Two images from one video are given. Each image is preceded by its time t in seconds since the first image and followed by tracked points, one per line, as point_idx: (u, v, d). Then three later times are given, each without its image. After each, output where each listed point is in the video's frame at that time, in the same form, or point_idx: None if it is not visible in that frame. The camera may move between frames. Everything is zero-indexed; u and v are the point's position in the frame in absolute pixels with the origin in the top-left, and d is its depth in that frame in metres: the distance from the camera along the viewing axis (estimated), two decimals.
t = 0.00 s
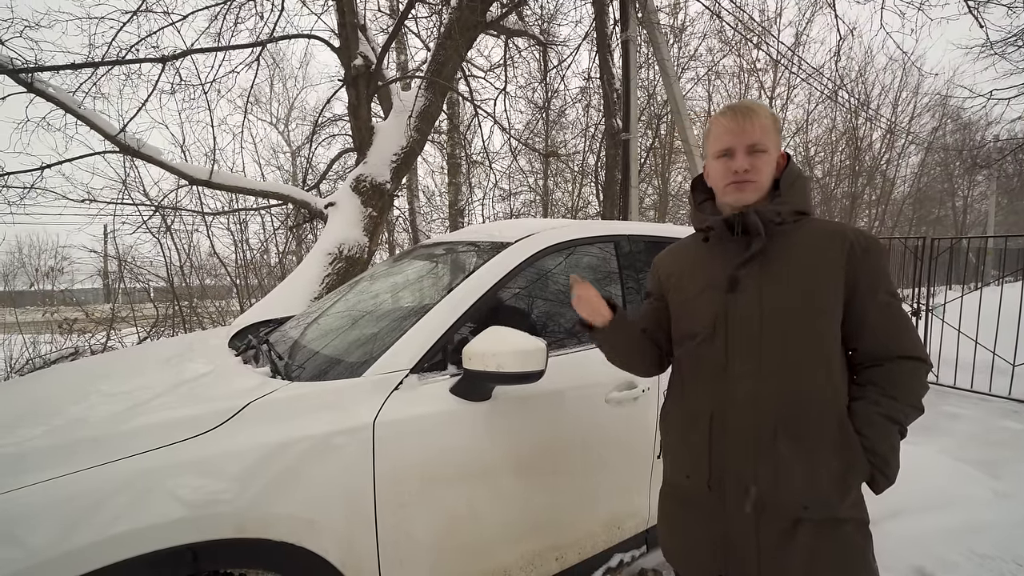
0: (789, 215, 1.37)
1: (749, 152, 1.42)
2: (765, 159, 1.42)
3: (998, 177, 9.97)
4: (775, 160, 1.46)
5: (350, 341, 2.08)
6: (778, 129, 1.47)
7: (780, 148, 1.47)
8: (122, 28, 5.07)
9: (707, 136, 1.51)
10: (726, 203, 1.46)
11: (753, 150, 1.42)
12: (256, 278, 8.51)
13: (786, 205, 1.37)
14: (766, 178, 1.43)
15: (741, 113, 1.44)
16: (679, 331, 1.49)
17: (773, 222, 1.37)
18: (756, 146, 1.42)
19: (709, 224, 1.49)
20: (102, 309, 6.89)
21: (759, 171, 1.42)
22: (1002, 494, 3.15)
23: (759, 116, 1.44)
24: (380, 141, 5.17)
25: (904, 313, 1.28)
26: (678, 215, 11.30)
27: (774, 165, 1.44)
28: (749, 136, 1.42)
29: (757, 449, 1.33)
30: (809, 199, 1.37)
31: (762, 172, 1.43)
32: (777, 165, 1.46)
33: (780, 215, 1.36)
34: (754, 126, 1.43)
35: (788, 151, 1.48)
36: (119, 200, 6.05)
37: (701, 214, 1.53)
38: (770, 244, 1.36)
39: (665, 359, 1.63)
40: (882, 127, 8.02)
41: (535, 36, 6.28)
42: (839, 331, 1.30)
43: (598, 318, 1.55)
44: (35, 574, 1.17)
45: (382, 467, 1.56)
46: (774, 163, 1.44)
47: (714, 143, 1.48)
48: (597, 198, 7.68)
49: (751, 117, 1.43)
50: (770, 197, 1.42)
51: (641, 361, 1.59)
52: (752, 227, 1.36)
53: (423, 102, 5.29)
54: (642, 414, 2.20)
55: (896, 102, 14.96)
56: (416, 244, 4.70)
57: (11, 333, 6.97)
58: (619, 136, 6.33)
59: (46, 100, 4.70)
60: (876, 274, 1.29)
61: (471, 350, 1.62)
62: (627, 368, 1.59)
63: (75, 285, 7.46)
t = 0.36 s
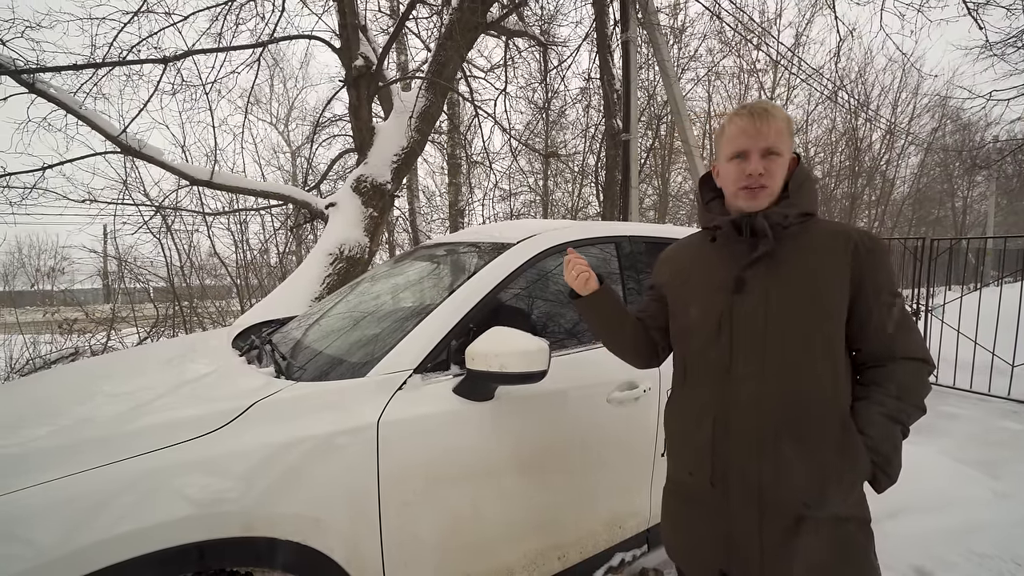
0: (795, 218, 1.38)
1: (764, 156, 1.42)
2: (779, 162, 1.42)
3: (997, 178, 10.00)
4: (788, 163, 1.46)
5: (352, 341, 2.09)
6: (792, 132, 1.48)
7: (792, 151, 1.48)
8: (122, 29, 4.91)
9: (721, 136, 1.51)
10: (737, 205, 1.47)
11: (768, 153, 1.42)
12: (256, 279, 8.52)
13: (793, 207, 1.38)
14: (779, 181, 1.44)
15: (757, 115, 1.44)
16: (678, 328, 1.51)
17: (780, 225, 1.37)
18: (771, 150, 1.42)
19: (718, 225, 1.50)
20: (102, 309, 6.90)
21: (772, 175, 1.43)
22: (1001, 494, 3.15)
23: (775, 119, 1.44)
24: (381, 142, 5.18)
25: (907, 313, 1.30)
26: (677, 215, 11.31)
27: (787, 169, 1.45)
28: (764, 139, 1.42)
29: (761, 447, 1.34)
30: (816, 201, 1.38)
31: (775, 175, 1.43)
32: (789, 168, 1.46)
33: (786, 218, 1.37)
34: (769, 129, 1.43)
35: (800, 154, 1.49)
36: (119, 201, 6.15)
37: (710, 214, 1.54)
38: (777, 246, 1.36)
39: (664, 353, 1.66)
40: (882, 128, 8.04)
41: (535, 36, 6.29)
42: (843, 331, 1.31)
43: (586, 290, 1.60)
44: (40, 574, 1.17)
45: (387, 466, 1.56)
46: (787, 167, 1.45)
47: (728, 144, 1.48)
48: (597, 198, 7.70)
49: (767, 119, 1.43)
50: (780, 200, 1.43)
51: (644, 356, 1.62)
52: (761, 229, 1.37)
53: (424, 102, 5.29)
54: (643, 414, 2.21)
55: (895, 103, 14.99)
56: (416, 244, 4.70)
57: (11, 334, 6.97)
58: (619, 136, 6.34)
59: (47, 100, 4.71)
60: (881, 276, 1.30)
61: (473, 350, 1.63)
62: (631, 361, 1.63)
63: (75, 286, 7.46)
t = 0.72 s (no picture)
0: (795, 218, 1.38)
1: (761, 157, 1.43)
2: (777, 163, 1.43)
3: (996, 178, 10.02)
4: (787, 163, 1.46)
5: (353, 341, 2.09)
6: (792, 132, 1.48)
7: (793, 151, 1.48)
8: (122, 29, 4.87)
9: (719, 139, 1.53)
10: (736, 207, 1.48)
11: (766, 154, 1.43)
12: (256, 279, 8.52)
13: (793, 208, 1.38)
14: (778, 181, 1.44)
15: (754, 116, 1.45)
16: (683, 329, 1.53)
17: (779, 226, 1.38)
18: (768, 151, 1.43)
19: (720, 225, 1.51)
20: (102, 309, 6.89)
21: (771, 175, 1.43)
22: (999, 493, 3.17)
23: (772, 120, 1.45)
24: (381, 142, 5.18)
25: (910, 315, 1.29)
26: (677, 215, 11.33)
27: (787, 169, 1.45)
28: (760, 141, 1.43)
29: (757, 445, 1.35)
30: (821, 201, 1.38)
31: (773, 175, 1.44)
32: (789, 168, 1.47)
33: (785, 219, 1.38)
34: (767, 129, 1.43)
35: (802, 153, 1.49)
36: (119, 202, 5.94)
37: (712, 214, 1.56)
38: (776, 247, 1.37)
39: (667, 352, 1.68)
40: (880, 129, 8.06)
41: (535, 37, 6.29)
42: (842, 331, 1.31)
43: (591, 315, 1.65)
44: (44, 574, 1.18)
45: (389, 464, 1.57)
46: (787, 167, 1.45)
47: (726, 146, 1.50)
48: (596, 198, 7.71)
49: (764, 121, 1.44)
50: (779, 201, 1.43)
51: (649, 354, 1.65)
52: (759, 230, 1.38)
53: (424, 103, 5.29)
54: (644, 414, 2.21)
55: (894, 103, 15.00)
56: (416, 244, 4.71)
57: (10, 334, 6.96)
58: (619, 137, 6.35)
59: (47, 101, 4.71)
60: (882, 277, 1.29)
61: (475, 350, 1.64)
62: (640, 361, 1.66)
63: (74, 286, 7.46)
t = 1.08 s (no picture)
0: (804, 219, 1.38)
1: (768, 158, 1.43)
2: (784, 163, 1.43)
3: (994, 179, 10.05)
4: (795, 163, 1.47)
5: (356, 341, 2.09)
6: (798, 131, 1.48)
7: (800, 150, 1.48)
8: (122, 28, 4.95)
9: (724, 141, 1.54)
10: (745, 208, 1.48)
11: (772, 155, 1.43)
12: (256, 279, 8.50)
13: (802, 209, 1.38)
14: (786, 181, 1.45)
15: (759, 117, 1.45)
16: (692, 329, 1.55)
17: (785, 228, 1.39)
18: (774, 152, 1.43)
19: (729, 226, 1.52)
20: (101, 309, 6.88)
21: (779, 176, 1.43)
22: (1000, 493, 3.18)
23: (776, 120, 1.45)
24: (382, 142, 5.18)
25: (921, 316, 1.28)
26: (676, 215, 11.34)
27: (794, 169, 1.46)
28: (766, 141, 1.43)
29: (763, 445, 1.36)
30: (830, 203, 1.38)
31: (781, 176, 1.44)
32: (797, 167, 1.47)
33: (792, 220, 1.38)
34: (772, 130, 1.44)
35: (809, 152, 1.48)
36: (119, 200, 6.14)
37: (722, 214, 1.55)
38: (783, 248, 1.39)
39: (675, 354, 1.69)
40: (880, 130, 8.07)
41: (535, 37, 6.29)
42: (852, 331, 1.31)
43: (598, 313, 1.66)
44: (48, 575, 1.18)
45: (395, 464, 1.57)
46: (795, 167, 1.46)
47: (731, 148, 1.50)
48: (596, 198, 7.72)
49: (769, 121, 1.44)
50: (787, 201, 1.43)
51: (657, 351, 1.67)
52: (765, 232, 1.39)
53: (424, 103, 5.29)
54: (648, 414, 2.21)
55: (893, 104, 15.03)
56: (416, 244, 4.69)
57: (9, 334, 6.93)
58: (619, 137, 6.36)
59: (47, 100, 4.70)
60: (892, 278, 1.29)
61: (479, 351, 1.64)
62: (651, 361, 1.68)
63: (73, 286, 7.44)
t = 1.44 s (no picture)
0: (819, 220, 1.38)
1: (780, 159, 1.45)
2: (796, 164, 1.44)
3: (992, 180, 10.08)
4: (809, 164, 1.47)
5: (361, 341, 2.09)
6: (813, 133, 1.49)
7: (813, 151, 1.49)
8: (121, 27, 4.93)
9: (737, 144, 1.56)
10: (758, 209, 1.49)
11: (784, 156, 1.45)
12: (254, 279, 8.49)
13: (817, 209, 1.38)
14: (799, 182, 1.45)
15: (770, 119, 1.48)
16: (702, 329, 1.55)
17: (800, 228, 1.39)
18: (787, 152, 1.45)
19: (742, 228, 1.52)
20: (99, 309, 6.85)
21: (790, 177, 1.45)
22: (1001, 492, 3.20)
23: (789, 122, 1.47)
24: (382, 142, 5.16)
25: (934, 319, 1.29)
26: (674, 216, 11.36)
27: (808, 170, 1.46)
28: (777, 142, 1.45)
29: (773, 446, 1.36)
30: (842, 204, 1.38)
31: (794, 177, 1.45)
32: (811, 168, 1.47)
33: (807, 221, 1.38)
34: (784, 132, 1.46)
35: (823, 154, 1.49)
36: (118, 200, 5.84)
37: (732, 215, 1.56)
38: (795, 249, 1.38)
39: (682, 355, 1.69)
40: (878, 130, 8.10)
41: (535, 36, 6.29)
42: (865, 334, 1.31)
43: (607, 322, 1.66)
44: None
45: (404, 466, 1.57)
46: (809, 168, 1.46)
47: (744, 151, 1.52)
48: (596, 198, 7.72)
49: (780, 123, 1.46)
50: (801, 202, 1.44)
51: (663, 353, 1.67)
52: (779, 231, 1.39)
53: (425, 103, 5.27)
54: (652, 415, 2.21)
55: (890, 104, 15.07)
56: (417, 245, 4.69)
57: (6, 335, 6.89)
58: (619, 137, 6.36)
59: (46, 100, 4.68)
60: (905, 281, 1.30)
61: (487, 353, 1.64)
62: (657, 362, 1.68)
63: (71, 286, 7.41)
